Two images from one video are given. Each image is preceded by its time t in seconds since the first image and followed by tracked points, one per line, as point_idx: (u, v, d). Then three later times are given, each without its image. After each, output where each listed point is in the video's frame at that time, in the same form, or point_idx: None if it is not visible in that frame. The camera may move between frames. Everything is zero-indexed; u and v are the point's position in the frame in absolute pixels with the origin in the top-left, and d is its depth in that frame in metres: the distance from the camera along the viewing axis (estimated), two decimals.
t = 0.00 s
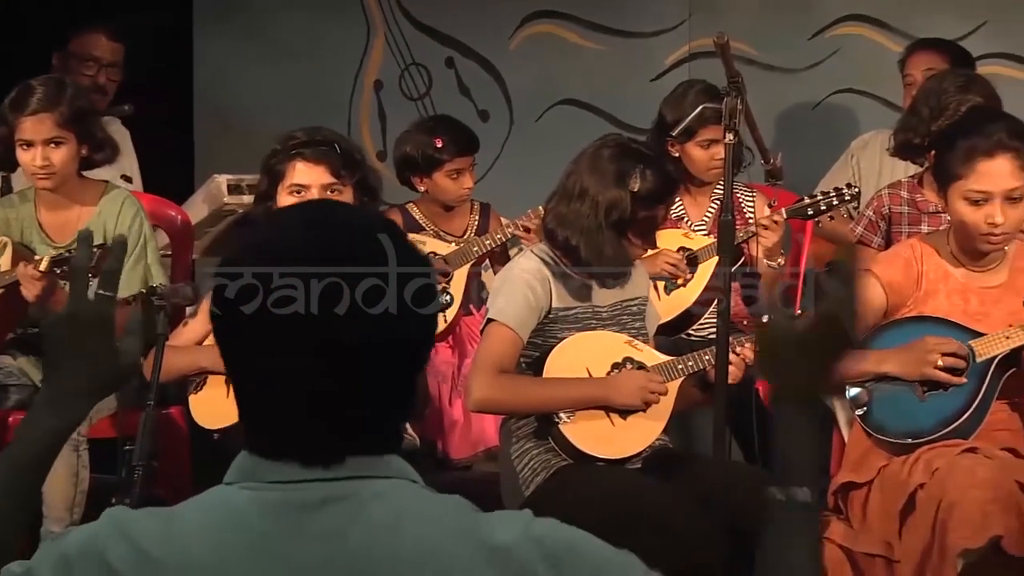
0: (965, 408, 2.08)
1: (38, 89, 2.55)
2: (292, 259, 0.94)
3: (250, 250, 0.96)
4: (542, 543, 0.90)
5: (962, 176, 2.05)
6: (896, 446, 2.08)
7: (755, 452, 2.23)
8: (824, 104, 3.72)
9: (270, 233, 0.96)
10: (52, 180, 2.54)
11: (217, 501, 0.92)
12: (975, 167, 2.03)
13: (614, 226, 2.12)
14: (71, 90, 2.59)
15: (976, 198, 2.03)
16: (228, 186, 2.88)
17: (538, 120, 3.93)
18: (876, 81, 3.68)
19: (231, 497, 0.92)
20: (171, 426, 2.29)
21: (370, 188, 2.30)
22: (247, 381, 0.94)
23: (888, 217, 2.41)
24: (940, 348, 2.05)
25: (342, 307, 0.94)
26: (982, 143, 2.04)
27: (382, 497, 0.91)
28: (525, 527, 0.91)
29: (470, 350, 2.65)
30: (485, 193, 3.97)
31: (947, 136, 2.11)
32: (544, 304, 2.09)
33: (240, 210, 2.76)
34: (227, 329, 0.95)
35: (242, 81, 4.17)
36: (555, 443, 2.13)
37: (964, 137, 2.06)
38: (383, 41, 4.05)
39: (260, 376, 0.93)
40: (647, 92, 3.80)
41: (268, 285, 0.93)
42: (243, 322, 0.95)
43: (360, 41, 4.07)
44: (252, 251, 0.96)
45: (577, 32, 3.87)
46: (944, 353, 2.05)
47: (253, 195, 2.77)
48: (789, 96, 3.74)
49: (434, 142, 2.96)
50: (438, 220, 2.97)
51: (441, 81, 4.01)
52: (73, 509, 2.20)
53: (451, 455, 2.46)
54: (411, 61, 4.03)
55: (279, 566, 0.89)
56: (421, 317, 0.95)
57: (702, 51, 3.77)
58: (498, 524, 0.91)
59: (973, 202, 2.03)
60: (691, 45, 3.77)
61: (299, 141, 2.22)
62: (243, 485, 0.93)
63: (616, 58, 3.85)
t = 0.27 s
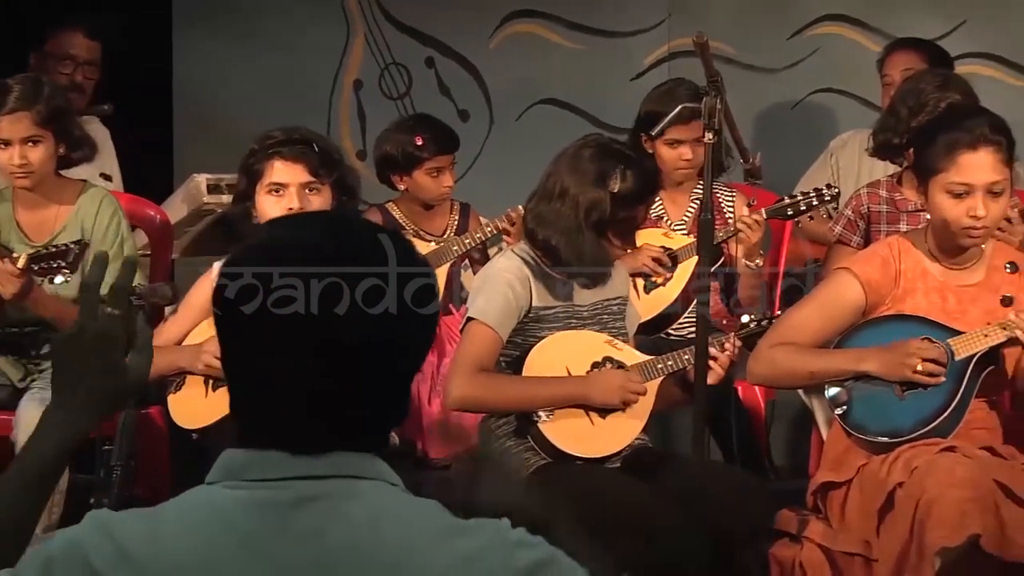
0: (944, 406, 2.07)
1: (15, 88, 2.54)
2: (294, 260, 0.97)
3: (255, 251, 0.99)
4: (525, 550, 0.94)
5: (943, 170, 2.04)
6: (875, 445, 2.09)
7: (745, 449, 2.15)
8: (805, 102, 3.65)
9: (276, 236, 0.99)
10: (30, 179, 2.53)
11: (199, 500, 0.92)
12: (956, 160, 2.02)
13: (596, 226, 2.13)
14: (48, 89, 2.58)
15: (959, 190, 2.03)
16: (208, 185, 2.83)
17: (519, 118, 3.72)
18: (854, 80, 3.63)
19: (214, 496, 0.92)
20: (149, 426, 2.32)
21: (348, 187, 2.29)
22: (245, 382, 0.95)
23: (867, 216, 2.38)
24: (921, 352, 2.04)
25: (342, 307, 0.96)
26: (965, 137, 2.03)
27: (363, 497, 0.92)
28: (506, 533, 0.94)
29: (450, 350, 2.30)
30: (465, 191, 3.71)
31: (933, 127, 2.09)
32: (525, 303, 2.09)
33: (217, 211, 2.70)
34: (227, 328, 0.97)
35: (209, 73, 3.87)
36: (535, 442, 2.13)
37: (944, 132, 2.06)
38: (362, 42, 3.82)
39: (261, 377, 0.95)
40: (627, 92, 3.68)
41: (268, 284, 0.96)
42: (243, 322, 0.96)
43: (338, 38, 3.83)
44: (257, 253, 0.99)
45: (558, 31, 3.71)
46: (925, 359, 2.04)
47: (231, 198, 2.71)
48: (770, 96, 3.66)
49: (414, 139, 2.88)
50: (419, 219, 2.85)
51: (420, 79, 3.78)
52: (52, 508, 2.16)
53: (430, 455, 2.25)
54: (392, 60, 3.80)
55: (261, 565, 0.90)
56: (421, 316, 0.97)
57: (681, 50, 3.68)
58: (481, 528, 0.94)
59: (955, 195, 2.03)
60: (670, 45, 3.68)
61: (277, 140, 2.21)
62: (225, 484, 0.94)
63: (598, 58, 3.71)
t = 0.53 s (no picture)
0: (923, 407, 2.07)
1: None
2: (291, 261, 0.96)
3: (248, 250, 0.97)
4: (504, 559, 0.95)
5: (921, 171, 2.04)
6: (854, 445, 2.08)
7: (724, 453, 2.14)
8: (784, 103, 3.64)
9: (264, 239, 0.97)
10: (5, 178, 2.50)
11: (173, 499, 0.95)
12: (934, 163, 2.02)
13: (577, 225, 2.11)
14: (23, 87, 2.56)
15: (937, 192, 2.03)
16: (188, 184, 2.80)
17: (499, 119, 3.71)
18: (834, 80, 3.61)
19: (185, 497, 0.94)
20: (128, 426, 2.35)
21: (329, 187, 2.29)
22: (241, 384, 0.94)
23: (847, 215, 2.36)
24: (900, 348, 2.04)
25: (342, 307, 0.96)
26: (943, 140, 2.03)
27: (337, 501, 0.93)
28: (483, 543, 0.96)
29: (429, 350, 2.33)
30: (443, 192, 3.58)
31: (913, 127, 2.10)
32: (505, 302, 2.08)
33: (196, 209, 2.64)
34: (219, 327, 0.94)
35: (190, 68, 3.68)
36: (515, 441, 2.12)
37: (923, 133, 2.06)
38: (343, 40, 3.75)
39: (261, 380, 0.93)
40: (607, 92, 3.68)
41: (268, 285, 0.94)
42: (243, 322, 0.94)
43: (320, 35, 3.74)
44: (250, 252, 0.96)
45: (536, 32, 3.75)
46: (904, 353, 2.04)
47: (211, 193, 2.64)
48: (745, 96, 3.65)
49: (394, 141, 2.93)
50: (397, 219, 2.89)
51: (399, 79, 3.78)
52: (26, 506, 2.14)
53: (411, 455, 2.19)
54: (371, 60, 3.79)
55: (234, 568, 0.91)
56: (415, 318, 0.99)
57: (661, 50, 3.67)
58: (460, 534, 0.95)
59: (933, 197, 2.03)
60: (650, 45, 3.66)
61: (257, 140, 2.21)
62: (199, 486, 0.95)
63: (576, 58, 3.73)
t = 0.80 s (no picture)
0: (904, 405, 2.08)
1: None
2: (289, 260, 0.94)
3: (243, 250, 0.94)
4: (469, 538, 0.88)
5: (901, 165, 2.04)
6: (834, 443, 2.08)
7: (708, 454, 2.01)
8: (764, 102, 3.59)
9: (256, 235, 0.94)
10: None
11: (146, 491, 0.93)
12: (914, 155, 2.03)
13: (558, 225, 2.12)
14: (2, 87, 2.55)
15: (917, 185, 2.03)
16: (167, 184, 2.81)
17: (480, 118, 3.61)
18: (813, 79, 3.60)
19: (161, 489, 0.92)
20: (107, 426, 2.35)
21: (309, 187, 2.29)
22: (242, 385, 0.93)
23: (827, 215, 2.37)
24: (880, 345, 2.02)
25: (342, 307, 0.96)
26: (925, 133, 2.04)
27: (308, 496, 0.90)
28: (448, 524, 0.89)
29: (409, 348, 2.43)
30: (424, 191, 3.54)
31: (893, 124, 2.10)
32: (487, 303, 2.08)
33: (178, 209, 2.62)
34: (219, 327, 0.93)
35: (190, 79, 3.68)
36: (495, 441, 2.13)
37: (903, 129, 2.06)
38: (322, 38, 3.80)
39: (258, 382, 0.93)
40: (587, 91, 3.59)
41: (269, 284, 0.92)
42: (243, 322, 0.94)
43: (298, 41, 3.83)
44: (243, 251, 0.93)
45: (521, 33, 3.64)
46: (884, 351, 2.02)
47: (194, 195, 2.66)
48: (728, 96, 3.60)
49: (373, 142, 2.87)
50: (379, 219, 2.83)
51: (379, 77, 3.74)
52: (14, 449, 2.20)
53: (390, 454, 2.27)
54: (350, 59, 3.78)
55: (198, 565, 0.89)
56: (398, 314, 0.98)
57: (641, 51, 3.61)
58: (421, 516, 0.89)
59: (914, 190, 2.03)
60: (630, 45, 3.61)
61: (237, 140, 2.22)
62: (175, 477, 0.93)
63: (556, 61, 3.63)
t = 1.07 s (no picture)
0: (889, 404, 2.07)
1: None
2: (289, 260, 0.98)
3: (239, 249, 0.97)
4: (449, 560, 0.91)
5: (885, 165, 2.05)
6: (820, 441, 2.08)
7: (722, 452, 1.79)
8: (750, 101, 3.36)
9: (253, 238, 0.97)
10: None
11: (118, 499, 0.96)
12: (899, 155, 2.03)
13: (544, 225, 2.12)
14: None
15: (903, 185, 2.03)
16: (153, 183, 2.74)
17: (465, 118, 3.32)
18: (799, 79, 3.36)
19: (131, 493, 0.96)
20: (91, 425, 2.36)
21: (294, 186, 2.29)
22: (237, 385, 0.96)
23: (813, 214, 2.35)
24: (867, 345, 2.03)
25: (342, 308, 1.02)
26: (909, 133, 2.04)
27: (279, 503, 0.94)
28: (430, 543, 0.92)
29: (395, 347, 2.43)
30: (410, 189, 3.23)
31: (877, 124, 2.11)
32: (471, 301, 2.06)
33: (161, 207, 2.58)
34: (214, 332, 0.96)
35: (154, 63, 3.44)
36: (481, 439, 2.11)
37: (887, 129, 2.06)
38: (308, 40, 3.45)
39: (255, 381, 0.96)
40: (574, 89, 3.33)
41: (270, 284, 0.97)
42: (243, 322, 0.97)
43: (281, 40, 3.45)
44: (242, 252, 0.96)
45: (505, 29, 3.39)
46: (872, 351, 2.03)
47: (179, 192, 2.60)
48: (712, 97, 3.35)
49: (359, 141, 2.86)
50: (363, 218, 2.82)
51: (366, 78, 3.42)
52: None
53: (374, 452, 2.27)
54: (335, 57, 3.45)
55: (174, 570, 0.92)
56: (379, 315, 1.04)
57: (627, 49, 3.35)
58: (403, 535, 0.92)
59: (900, 190, 2.03)
60: (616, 42, 3.32)
61: (221, 140, 2.23)
62: (146, 483, 0.97)
63: (545, 62, 3.37)
